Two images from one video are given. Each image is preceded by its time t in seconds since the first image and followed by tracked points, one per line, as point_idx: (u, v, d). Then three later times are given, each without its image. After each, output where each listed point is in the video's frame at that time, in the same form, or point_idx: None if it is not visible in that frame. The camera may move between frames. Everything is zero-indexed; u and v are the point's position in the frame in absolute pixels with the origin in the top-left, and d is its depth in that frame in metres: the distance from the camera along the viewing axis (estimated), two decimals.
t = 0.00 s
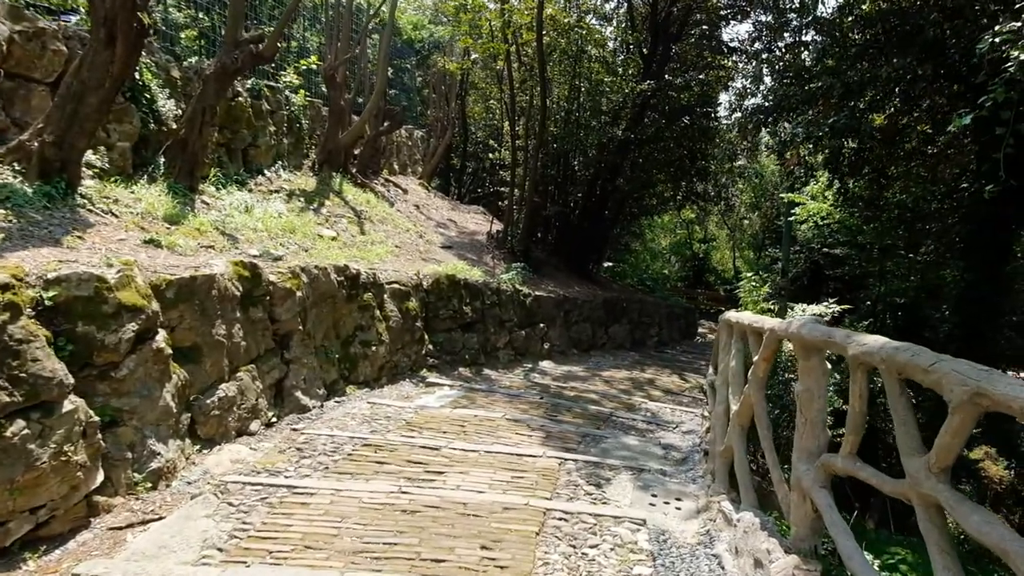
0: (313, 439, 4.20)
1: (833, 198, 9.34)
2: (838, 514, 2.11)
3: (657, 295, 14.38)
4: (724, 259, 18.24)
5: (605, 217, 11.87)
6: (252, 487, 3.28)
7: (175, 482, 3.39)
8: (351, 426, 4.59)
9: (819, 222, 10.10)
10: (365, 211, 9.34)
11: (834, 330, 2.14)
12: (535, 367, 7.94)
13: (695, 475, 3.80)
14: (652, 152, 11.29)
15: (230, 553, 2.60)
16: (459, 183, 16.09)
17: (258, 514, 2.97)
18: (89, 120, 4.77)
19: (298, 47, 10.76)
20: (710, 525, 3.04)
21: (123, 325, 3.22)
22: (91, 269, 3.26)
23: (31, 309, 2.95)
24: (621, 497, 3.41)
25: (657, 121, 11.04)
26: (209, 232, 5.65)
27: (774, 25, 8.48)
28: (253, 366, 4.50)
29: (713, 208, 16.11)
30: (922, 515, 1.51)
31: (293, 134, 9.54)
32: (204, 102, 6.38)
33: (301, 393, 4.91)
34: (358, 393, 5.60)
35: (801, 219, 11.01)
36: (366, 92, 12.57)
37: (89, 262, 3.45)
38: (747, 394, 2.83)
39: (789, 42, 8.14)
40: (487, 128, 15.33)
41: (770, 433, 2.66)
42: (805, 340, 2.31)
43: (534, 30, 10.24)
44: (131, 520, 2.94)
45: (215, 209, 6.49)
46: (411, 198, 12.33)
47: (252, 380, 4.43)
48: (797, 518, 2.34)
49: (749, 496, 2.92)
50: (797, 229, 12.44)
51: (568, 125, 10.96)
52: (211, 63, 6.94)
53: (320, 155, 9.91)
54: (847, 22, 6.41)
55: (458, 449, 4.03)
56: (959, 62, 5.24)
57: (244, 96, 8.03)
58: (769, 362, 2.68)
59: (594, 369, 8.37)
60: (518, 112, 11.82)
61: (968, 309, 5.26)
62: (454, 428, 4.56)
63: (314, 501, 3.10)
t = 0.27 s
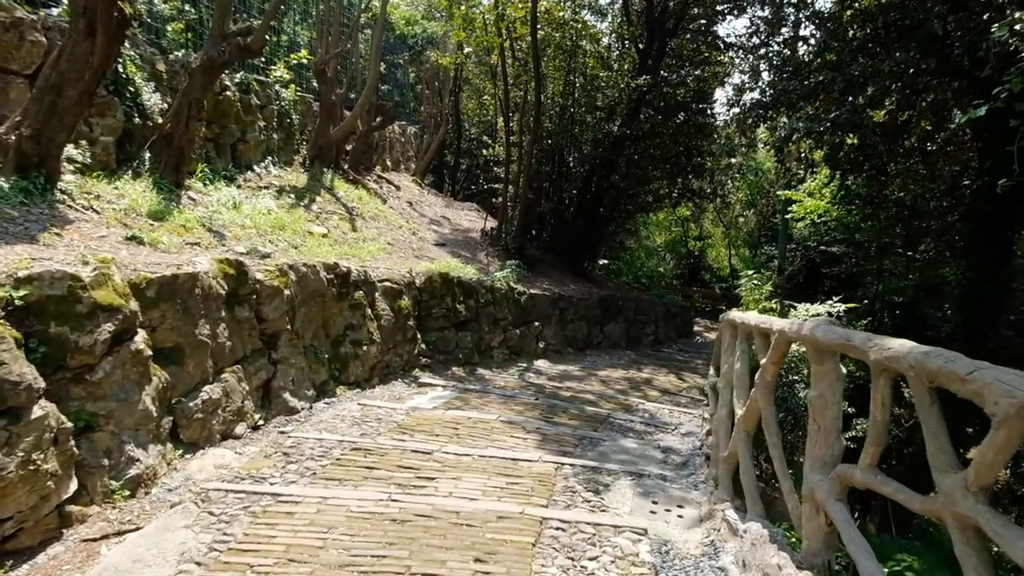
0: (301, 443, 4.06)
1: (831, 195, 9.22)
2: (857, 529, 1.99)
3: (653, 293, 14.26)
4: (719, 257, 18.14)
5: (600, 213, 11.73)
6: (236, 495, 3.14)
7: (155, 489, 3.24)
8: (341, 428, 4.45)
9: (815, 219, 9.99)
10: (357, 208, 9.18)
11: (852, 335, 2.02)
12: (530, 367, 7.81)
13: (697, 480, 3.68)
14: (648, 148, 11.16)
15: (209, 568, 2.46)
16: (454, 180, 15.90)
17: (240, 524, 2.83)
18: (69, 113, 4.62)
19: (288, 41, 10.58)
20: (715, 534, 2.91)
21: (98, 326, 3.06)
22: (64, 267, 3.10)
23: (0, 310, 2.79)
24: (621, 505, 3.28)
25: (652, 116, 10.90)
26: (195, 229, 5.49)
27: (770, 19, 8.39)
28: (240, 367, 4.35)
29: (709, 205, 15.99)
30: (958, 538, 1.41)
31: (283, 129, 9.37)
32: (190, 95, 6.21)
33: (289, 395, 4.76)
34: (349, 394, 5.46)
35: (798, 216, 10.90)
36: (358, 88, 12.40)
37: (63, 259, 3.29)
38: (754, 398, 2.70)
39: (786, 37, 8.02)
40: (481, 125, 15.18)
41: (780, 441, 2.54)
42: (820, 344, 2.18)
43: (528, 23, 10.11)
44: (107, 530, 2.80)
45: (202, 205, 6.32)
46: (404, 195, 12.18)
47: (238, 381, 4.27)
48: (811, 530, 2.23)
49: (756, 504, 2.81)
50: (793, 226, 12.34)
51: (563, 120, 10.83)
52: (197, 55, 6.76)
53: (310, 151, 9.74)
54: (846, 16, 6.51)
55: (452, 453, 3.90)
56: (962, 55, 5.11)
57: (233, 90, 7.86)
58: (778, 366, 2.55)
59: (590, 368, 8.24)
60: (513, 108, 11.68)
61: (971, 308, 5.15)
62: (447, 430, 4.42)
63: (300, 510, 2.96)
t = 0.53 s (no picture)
0: (291, 449, 3.92)
1: (831, 193, 9.10)
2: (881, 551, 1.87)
3: (651, 291, 14.13)
4: (717, 254, 18.00)
5: (598, 211, 11.58)
6: (221, 507, 3.00)
7: (137, 500, 3.11)
8: (333, 433, 4.31)
9: (815, 218, 9.86)
10: (352, 205, 9.03)
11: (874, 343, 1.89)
12: (528, 367, 7.68)
13: (701, 489, 3.55)
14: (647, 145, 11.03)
15: None
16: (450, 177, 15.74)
17: (224, 540, 2.69)
18: (52, 107, 4.46)
19: (282, 35, 10.40)
20: (722, 549, 2.79)
21: (76, 330, 2.92)
22: (40, 267, 2.95)
23: None
24: (624, 516, 3.15)
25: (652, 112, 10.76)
26: (184, 226, 5.33)
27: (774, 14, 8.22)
28: (229, 370, 4.20)
29: (708, 202, 15.86)
30: None
31: (277, 125, 9.20)
32: (179, 89, 6.04)
33: (280, 398, 4.62)
34: (342, 396, 5.32)
35: (797, 214, 10.77)
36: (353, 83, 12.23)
37: (39, 259, 3.14)
38: (765, 407, 2.58)
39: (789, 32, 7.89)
40: (479, 122, 15.02)
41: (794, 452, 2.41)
42: (840, 352, 2.06)
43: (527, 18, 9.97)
44: (83, 545, 2.66)
45: (192, 201, 6.17)
46: (400, 192, 12.02)
47: (226, 385, 4.12)
48: (829, 550, 2.10)
49: (765, 518, 2.68)
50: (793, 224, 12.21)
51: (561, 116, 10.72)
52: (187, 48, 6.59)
53: (305, 147, 9.57)
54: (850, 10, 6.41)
55: (447, 460, 3.76)
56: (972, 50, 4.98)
57: (225, 84, 7.69)
58: (791, 374, 2.43)
59: (588, 368, 8.11)
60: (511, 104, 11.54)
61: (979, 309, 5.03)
62: (442, 435, 4.29)
63: (288, 524, 2.83)
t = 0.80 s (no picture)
0: (281, 456, 3.78)
1: (833, 190, 8.96)
2: None
3: (651, 290, 13.99)
4: (717, 252, 17.88)
5: (597, 209, 11.43)
6: (205, 520, 2.87)
7: (117, 512, 2.97)
8: (325, 439, 4.17)
9: (816, 215, 9.71)
10: (348, 203, 8.88)
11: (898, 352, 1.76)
12: (526, 368, 7.54)
13: (706, 499, 3.42)
14: (647, 143, 10.90)
15: None
16: (449, 175, 15.58)
17: (205, 557, 2.56)
18: (33, 102, 4.33)
19: (277, 30, 10.23)
20: (729, 564, 2.66)
21: (51, 334, 2.79)
22: (13, 269, 2.82)
23: None
24: (626, 528, 3.02)
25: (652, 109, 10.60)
26: (173, 225, 5.19)
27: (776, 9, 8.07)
28: (218, 374, 4.06)
29: (708, 200, 15.70)
30: None
31: (271, 122, 9.05)
32: (169, 84, 5.88)
33: (271, 403, 4.48)
34: (336, 400, 5.18)
35: (799, 212, 10.62)
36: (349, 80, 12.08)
37: (14, 260, 3.00)
38: (777, 416, 2.44)
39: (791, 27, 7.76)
40: (477, 119, 14.87)
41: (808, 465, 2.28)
42: (862, 361, 1.92)
43: (525, 13, 9.81)
44: (56, 562, 2.53)
45: (183, 200, 6.02)
46: (397, 190, 11.87)
47: (215, 390, 3.98)
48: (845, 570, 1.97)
49: (776, 533, 2.55)
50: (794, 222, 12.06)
51: (559, 113, 10.51)
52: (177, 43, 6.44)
53: (299, 145, 9.41)
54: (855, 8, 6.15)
55: (443, 468, 3.63)
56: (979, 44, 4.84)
57: (217, 80, 7.54)
58: (805, 382, 2.29)
59: (588, 369, 7.97)
60: (509, 101, 11.39)
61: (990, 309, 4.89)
62: (438, 441, 4.15)
63: (273, 539, 2.70)
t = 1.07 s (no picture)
0: (270, 465, 3.64)
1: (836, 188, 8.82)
2: None
3: (651, 289, 13.85)
4: (718, 251, 17.74)
5: (598, 208, 11.30)
6: (185, 536, 2.74)
7: (94, 527, 2.84)
8: (316, 446, 4.04)
9: (819, 214, 9.55)
10: (344, 202, 8.74)
11: (927, 365, 1.61)
12: (525, 370, 7.40)
13: (711, 510, 3.28)
14: (648, 141, 10.78)
15: None
16: (448, 174, 15.44)
17: None
18: (15, 97, 4.18)
19: (272, 27, 10.09)
20: None
21: (23, 341, 2.65)
22: None
23: None
24: (627, 542, 2.89)
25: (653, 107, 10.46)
26: (162, 225, 5.05)
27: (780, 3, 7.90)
28: (205, 379, 3.92)
29: (709, 199, 15.56)
30: None
31: (266, 119, 8.91)
32: (158, 81, 5.74)
33: (261, 408, 4.35)
34: (330, 404, 5.05)
35: (800, 211, 10.48)
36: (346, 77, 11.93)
37: None
38: (788, 427, 2.29)
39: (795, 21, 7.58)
40: (476, 117, 14.73)
41: (820, 481, 2.13)
42: (882, 372, 1.76)
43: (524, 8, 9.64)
44: None
45: (173, 199, 5.88)
46: (395, 188, 11.73)
47: (201, 396, 3.84)
48: None
49: (786, 549, 2.41)
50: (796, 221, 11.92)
51: (559, 112, 10.37)
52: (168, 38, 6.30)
53: (295, 143, 9.27)
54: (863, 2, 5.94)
55: (437, 478, 3.49)
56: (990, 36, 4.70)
57: (209, 77, 7.39)
58: (818, 393, 2.14)
59: (589, 371, 7.84)
60: (509, 98, 11.24)
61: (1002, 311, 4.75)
62: (433, 449, 4.01)
63: (256, 557, 2.56)
